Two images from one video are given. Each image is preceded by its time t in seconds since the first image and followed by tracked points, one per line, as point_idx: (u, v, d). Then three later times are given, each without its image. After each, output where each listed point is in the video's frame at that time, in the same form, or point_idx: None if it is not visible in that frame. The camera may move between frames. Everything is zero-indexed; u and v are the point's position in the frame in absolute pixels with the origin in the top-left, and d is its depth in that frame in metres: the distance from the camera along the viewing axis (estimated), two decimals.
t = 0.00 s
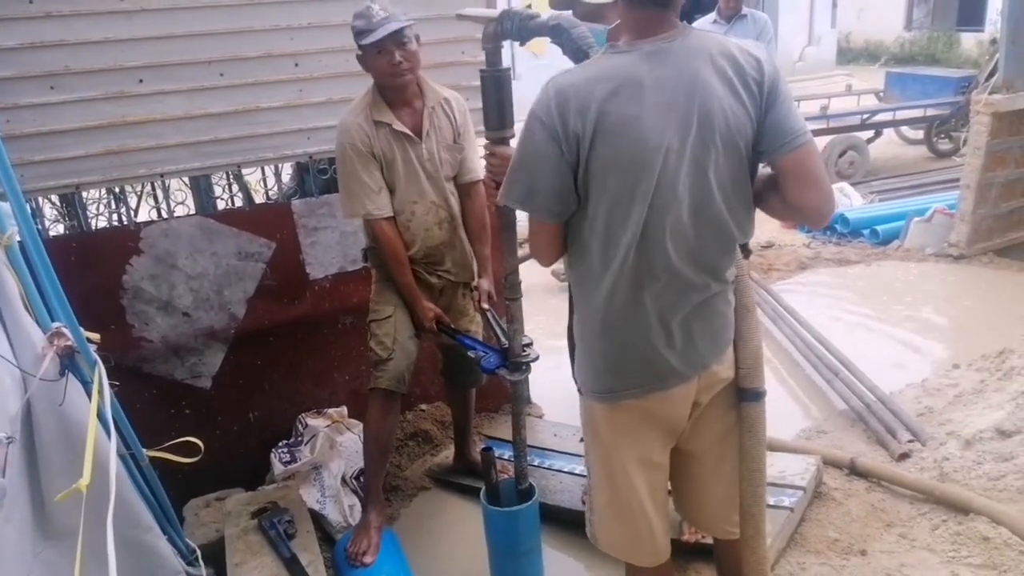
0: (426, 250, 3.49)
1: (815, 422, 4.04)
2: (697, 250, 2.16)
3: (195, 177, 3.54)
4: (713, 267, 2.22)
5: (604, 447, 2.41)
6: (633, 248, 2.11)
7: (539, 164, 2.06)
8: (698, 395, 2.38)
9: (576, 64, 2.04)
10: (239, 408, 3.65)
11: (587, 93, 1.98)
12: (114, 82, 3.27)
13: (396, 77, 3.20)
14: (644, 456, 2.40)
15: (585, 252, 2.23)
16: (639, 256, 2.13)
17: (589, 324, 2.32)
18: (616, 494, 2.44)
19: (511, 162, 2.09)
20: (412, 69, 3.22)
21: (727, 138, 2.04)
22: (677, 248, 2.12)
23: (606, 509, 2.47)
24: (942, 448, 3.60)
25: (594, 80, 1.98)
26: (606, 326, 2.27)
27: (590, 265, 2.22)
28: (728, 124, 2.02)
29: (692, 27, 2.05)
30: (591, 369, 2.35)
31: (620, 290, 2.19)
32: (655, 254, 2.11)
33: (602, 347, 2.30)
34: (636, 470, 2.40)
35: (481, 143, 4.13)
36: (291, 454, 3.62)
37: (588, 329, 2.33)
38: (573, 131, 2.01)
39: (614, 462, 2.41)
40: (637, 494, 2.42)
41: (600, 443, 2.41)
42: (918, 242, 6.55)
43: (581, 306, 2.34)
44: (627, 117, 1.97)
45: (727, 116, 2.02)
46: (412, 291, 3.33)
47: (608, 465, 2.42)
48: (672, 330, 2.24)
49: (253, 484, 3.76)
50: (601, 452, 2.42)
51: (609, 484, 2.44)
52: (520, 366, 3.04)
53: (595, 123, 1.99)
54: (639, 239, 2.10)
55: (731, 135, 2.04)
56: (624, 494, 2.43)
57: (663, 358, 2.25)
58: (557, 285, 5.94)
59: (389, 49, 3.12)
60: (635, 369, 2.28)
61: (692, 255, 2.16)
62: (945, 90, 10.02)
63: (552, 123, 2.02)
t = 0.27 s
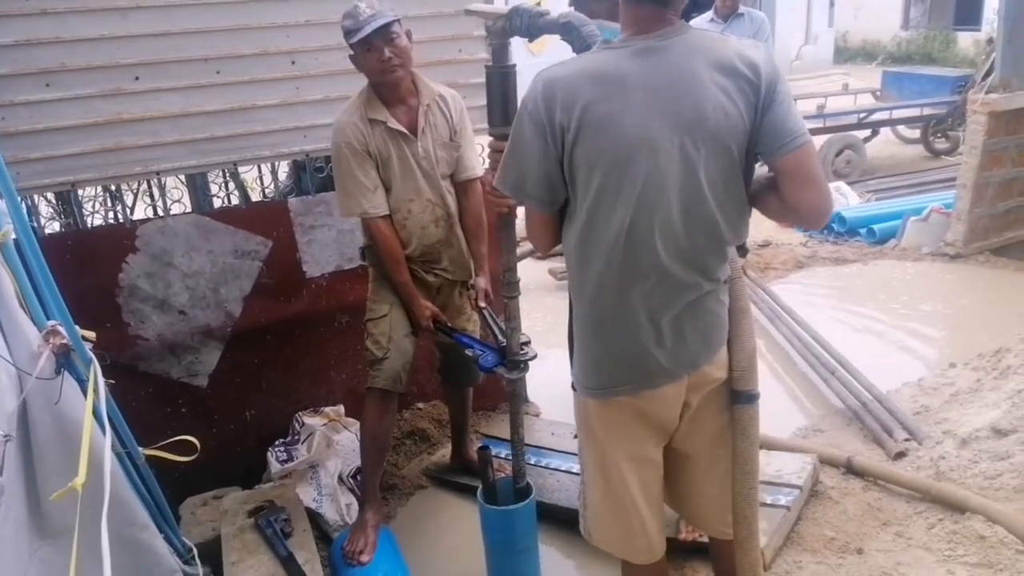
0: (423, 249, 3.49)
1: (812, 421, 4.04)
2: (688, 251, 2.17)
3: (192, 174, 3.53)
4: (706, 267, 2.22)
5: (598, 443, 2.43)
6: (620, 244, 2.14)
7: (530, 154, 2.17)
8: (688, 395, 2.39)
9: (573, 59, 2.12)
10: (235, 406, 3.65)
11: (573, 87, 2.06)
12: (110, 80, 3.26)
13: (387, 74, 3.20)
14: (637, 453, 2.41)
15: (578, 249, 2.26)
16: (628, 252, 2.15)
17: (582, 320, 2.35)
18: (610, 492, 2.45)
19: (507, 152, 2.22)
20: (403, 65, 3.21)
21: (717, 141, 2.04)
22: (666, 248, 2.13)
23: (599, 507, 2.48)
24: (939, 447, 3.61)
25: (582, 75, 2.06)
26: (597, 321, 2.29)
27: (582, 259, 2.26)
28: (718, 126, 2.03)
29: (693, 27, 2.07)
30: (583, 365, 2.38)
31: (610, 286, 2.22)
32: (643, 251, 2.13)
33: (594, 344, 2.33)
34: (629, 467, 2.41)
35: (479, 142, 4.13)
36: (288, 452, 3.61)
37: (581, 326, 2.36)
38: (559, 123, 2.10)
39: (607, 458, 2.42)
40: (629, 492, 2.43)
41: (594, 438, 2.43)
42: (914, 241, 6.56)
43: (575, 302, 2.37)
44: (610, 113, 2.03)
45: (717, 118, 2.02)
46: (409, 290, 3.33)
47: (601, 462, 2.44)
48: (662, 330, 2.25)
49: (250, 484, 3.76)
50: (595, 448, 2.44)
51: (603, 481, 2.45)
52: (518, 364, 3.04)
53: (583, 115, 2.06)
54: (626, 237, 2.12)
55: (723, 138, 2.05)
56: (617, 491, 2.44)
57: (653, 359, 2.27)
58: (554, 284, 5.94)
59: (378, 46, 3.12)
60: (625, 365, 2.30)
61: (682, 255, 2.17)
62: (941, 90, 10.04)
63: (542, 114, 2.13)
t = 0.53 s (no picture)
0: (423, 248, 3.49)
1: (813, 420, 4.04)
2: (689, 249, 2.17)
3: (192, 173, 3.54)
4: (707, 265, 2.22)
5: (600, 440, 2.42)
6: (621, 242, 2.13)
7: (531, 154, 2.16)
8: (691, 392, 2.38)
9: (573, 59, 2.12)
10: (236, 405, 3.65)
11: (573, 86, 2.06)
12: (110, 78, 3.26)
13: (388, 74, 3.20)
14: (640, 451, 2.41)
15: (578, 248, 2.26)
16: (628, 250, 2.15)
17: (582, 320, 2.34)
18: (613, 489, 2.45)
19: (508, 153, 2.21)
20: (406, 66, 3.21)
21: (716, 139, 2.04)
22: (667, 246, 2.13)
23: (602, 503, 2.49)
24: (940, 446, 3.61)
25: (581, 75, 2.06)
26: (598, 320, 2.29)
27: (584, 258, 2.25)
28: (717, 125, 2.03)
29: (692, 27, 2.08)
30: (584, 364, 2.38)
31: (611, 285, 2.22)
32: (644, 250, 2.13)
33: (594, 343, 2.32)
34: (631, 465, 2.40)
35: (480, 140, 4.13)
36: (289, 451, 3.61)
37: (581, 325, 2.35)
38: (559, 122, 2.09)
39: (609, 455, 2.42)
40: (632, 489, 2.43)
41: (596, 435, 2.43)
42: (916, 240, 6.56)
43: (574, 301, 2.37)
44: (610, 112, 2.02)
45: (716, 116, 2.02)
46: (409, 289, 3.33)
47: (604, 459, 2.44)
48: (664, 328, 2.24)
49: (252, 483, 3.76)
50: (597, 445, 2.44)
51: (606, 477, 2.45)
52: (519, 364, 3.04)
53: (583, 114, 2.05)
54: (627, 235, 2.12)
55: (723, 136, 2.05)
56: (619, 488, 2.44)
57: (654, 357, 2.27)
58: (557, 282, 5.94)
59: (380, 47, 3.12)
60: (627, 364, 2.29)
61: (683, 253, 2.16)
62: (943, 89, 10.04)
63: (543, 114, 2.12)
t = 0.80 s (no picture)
0: (417, 253, 3.49)
1: (807, 424, 4.04)
2: (679, 253, 2.16)
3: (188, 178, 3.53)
4: (698, 269, 2.22)
5: (591, 444, 2.42)
6: (612, 244, 2.14)
7: (524, 155, 2.17)
8: (682, 396, 2.38)
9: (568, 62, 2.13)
10: (231, 411, 3.65)
11: (566, 89, 2.07)
12: (105, 83, 3.25)
13: (382, 83, 3.20)
14: (630, 456, 2.41)
15: (570, 251, 2.26)
16: (619, 252, 2.15)
17: (573, 323, 2.34)
18: (604, 494, 2.46)
19: (501, 154, 2.22)
20: (401, 77, 3.22)
21: (707, 144, 2.04)
22: (658, 249, 2.13)
23: (593, 507, 2.49)
24: (933, 450, 3.62)
25: (575, 77, 2.07)
26: (589, 324, 2.29)
27: (576, 259, 2.26)
28: (709, 129, 2.03)
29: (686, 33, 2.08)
30: (575, 368, 2.38)
31: (601, 286, 2.22)
32: (634, 252, 2.13)
33: (584, 346, 2.32)
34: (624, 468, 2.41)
35: (475, 147, 4.13)
36: (283, 457, 3.61)
37: (573, 328, 2.35)
38: (552, 123, 2.10)
39: (601, 460, 2.42)
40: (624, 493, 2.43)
41: (587, 439, 2.43)
42: (910, 244, 6.58)
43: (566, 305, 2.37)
44: (601, 114, 2.03)
45: (708, 121, 2.02)
46: (403, 293, 3.33)
47: (596, 463, 2.43)
48: (654, 330, 2.24)
49: (246, 489, 3.76)
50: (589, 450, 2.43)
51: (598, 482, 2.45)
52: (513, 369, 3.04)
53: (575, 117, 2.06)
54: (617, 237, 2.13)
55: (715, 141, 2.05)
56: (611, 492, 2.44)
57: (644, 361, 2.26)
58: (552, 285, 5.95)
59: (377, 58, 3.12)
60: (618, 367, 2.29)
61: (674, 257, 2.16)
62: (937, 94, 10.06)
63: (536, 116, 2.13)
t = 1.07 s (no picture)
0: (407, 251, 3.48)
1: (796, 424, 4.07)
2: (667, 255, 2.12)
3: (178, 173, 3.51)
4: (687, 271, 2.17)
5: (580, 443, 2.37)
6: (599, 244, 2.09)
7: (512, 156, 2.12)
8: (669, 394, 2.34)
9: (556, 62, 2.09)
10: (220, 407, 3.64)
11: (554, 89, 2.03)
12: (97, 76, 3.24)
13: (372, 85, 3.19)
14: (619, 453, 2.37)
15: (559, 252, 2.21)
16: (606, 254, 2.10)
17: (561, 325, 2.30)
18: (594, 494, 2.40)
19: (489, 155, 2.17)
20: (392, 79, 3.21)
21: (694, 147, 2.00)
22: (646, 252, 2.08)
23: (583, 507, 2.44)
24: (920, 451, 3.65)
25: (562, 77, 2.02)
26: (576, 326, 2.24)
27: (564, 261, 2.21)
28: (696, 132, 1.99)
29: (675, 35, 2.04)
30: (562, 371, 2.33)
31: (588, 288, 2.17)
32: (620, 254, 2.09)
33: (571, 348, 2.28)
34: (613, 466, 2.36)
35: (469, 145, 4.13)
36: (272, 453, 3.59)
37: (560, 330, 2.31)
38: (540, 124, 2.06)
39: (590, 460, 2.37)
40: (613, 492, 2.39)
41: (576, 439, 2.38)
42: (901, 247, 6.63)
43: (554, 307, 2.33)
44: (589, 115, 1.99)
45: (695, 124, 1.98)
46: (393, 291, 3.33)
47: (584, 462, 2.39)
48: (642, 331, 2.20)
49: (234, 485, 3.75)
50: (577, 449, 2.38)
51: (586, 482, 2.40)
52: (504, 367, 3.03)
53: (563, 116, 2.02)
54: (605, 239, 2.08)
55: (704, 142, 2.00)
56: (600, 491, 2.39)
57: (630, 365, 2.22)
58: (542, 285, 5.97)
59: (369, 59, 3.11)
60: (604, 371, 2.24)
61: (662, 258, 2.11)
62: (924, 99, 10.13)
63: (524, 116, 2.09)
